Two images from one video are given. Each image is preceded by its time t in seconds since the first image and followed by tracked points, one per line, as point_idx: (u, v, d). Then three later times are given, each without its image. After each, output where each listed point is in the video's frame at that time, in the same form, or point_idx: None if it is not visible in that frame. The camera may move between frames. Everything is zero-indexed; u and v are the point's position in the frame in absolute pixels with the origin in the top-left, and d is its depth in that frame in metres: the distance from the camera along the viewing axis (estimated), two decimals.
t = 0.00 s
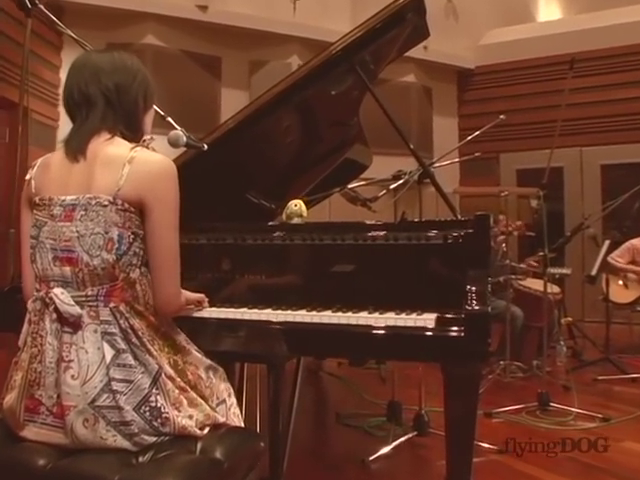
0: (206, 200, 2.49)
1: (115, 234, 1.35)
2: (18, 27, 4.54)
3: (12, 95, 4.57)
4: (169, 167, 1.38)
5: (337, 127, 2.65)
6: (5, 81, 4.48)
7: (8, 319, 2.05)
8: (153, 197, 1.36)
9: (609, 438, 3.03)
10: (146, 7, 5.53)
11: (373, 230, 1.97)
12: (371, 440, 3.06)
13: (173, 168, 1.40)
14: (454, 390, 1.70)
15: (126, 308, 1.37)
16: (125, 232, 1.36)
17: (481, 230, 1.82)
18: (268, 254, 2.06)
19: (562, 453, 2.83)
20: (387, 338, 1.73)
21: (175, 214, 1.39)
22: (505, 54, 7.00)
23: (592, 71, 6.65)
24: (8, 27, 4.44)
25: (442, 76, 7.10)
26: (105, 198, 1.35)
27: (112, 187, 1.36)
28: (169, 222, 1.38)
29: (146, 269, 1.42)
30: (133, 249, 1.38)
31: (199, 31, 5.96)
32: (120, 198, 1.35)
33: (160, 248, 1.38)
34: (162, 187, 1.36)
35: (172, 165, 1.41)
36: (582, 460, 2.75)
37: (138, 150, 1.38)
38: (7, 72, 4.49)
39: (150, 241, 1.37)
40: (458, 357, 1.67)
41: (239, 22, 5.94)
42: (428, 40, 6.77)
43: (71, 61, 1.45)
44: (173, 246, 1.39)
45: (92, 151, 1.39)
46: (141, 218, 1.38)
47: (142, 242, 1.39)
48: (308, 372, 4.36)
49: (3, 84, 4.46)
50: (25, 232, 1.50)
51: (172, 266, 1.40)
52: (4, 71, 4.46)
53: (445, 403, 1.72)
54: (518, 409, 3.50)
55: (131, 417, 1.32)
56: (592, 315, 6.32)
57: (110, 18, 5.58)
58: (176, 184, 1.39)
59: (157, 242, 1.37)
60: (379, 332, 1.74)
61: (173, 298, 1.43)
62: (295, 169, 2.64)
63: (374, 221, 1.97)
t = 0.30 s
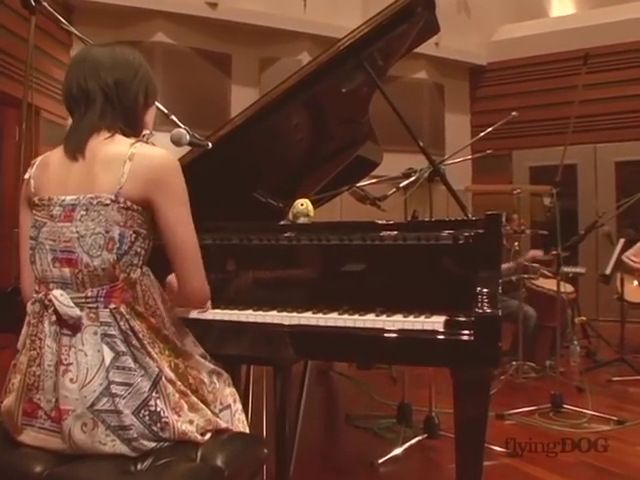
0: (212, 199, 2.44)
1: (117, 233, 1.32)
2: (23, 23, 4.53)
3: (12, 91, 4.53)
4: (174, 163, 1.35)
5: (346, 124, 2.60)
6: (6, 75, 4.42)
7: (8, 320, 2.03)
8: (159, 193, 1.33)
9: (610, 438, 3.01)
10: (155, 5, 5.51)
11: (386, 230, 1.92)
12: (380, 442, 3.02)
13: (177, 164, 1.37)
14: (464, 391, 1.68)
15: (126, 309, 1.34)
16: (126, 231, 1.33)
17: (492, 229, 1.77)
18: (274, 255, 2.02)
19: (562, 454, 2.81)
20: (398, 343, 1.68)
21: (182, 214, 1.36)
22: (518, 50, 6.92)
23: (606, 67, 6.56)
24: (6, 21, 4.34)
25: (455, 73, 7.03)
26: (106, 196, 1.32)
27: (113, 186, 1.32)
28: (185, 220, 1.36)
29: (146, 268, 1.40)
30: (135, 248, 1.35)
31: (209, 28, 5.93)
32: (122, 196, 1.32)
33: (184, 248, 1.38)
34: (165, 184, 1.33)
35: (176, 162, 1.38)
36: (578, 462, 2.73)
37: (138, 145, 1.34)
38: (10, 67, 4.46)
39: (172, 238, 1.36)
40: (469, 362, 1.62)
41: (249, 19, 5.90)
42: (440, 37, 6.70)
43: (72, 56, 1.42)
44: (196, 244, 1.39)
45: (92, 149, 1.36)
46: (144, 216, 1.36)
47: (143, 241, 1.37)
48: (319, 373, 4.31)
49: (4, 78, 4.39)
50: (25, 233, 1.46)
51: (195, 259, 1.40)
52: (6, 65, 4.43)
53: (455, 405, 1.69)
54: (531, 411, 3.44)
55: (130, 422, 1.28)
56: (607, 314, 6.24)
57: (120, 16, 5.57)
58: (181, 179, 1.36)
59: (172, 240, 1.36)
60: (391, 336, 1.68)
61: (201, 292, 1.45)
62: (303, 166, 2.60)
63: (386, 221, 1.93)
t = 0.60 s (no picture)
0: (218, 199, 2.40)
1: (120, 233, 1.29)
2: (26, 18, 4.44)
3: (15, 87, 4.40)
4: (179, 162, 1.31)
5: (358, 124, 2.56)
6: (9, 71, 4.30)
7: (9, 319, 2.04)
8: (161, 192, 1.29)
9: (606, 437, 3.03)
10: (167, 4, 5.49)
11: (399, 231, 1.88)
12: (391, 445, 2.98)
13: (182, 164, 1.33)
14: (476, 394, 1.61)
15: (128, 311, 1.31)
16: (130, 231, 1.30)
17: (504, 229, 1.75)
18: (282, 256, 1.98)
19: (562, 453, 2.82)
20: (412, 348, 1.63)
21: (183, 215, 1.32)
22: (533, 48, 6.83)
23: (622, 64, 6.46)
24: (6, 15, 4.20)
25: (468, 71, 6.96)
26: (109, 196, 1.29)
27: (117, 184, 1.29)
28: (179, 218, 1.31)
29: (149, 270, 1.36)
30: (138, 249, 1.32)
31: (220, 27, 5.90)
32: (126, 195, 1.29)
33: (175, 249, 1.32)
34: (168, 183, 1.29)
35: (181, 161, 1.35)
36: (563, 459, 2.76)
37: (142, 145, 1.31)
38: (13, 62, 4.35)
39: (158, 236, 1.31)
40: (480, 369, 1.59)
41: (261, 17, 5.88)
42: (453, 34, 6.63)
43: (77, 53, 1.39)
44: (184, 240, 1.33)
45: (94, 149, 1.33)
46: (148, 216, 1.32)
47: (148, 242, 1.33)
48: (332, 373, 4.28)
49: (5, 73, 4.24)
50: (26, 233, 1.44)
51: (181, 254, 1.33)
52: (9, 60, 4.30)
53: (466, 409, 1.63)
54: (546, 414, 3.38)
55: (131, 426, 1.26)
56: (623, 314, 6.15)
57: (132, 16, 5.56)
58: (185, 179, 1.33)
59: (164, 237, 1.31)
60: (404, 340, 1.64)
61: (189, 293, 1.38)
62: (314, 165, 2.56)
63: (399, 222, 1.88)
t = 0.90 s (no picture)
0: (228, 199, 2.37)
1: (120, 234, 1.28)
2: (32, 13, 4.17)
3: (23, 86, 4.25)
4: (182, 163, 1.30)
5: (372, 123, 2.53)
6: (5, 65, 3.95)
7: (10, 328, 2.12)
8: (161, 193, 1.27)
9: (606, 437, 3.04)
10: (180, 4, 5.48)
11: (415, 233, 1.84)
12: (405, 448, 2.95)
13: (185, 165, 1.32)
14: (488, 398, 1.57)
15: (128, 314, 1.29)
16: (130, 233, 1.28)
17: (517, 232, 1.70)
18: (292, 257, 1.94)
19: (562, 454, 2.83)
20: (430, 352, 1.59)
21: (183, 216, 1.30)
22: (550, 45, 6.75)
23: None
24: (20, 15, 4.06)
25: (484, 69, 6.90)
26: (110, 196, 1.27)
27: (117, 185, 1.27)
28: (177, 223, 1.29)
29: (152, 273, 1.35)
30: (138, 251, 1.30)
31: (234, 26, 5.88)
32: (127, 196, 1.27)
33: (167, 252, 1.29)
34: (170, 185, 1.27)
35: (183, 161, 1.33)
36: (562, 458, 2.77)
37: (146, 146, 1.30)
38: (20, 60, 4.10)
39: (157, 242, 1.29)
40: (492, 375, 1.55)
41: (275, 17, 5.85)
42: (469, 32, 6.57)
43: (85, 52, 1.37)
44: (181, 251, 1.30)
45: (95, 151, 1.31)
46: (149, 216, 1.30)
47: (149, 243, 1.32)
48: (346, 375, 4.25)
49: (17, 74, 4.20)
50: (26, 235, 1.43)
51: (179, 264, 1.30)
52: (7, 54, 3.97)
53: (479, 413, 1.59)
54: (563, 418, 3.32)
55: (134, 432, 1.24)
56: None
57: (146, 16, 5.57)
58: (187, 181, 1.31)
59: (164, 242, 1.29)
60: (421, 345, 1.59)
61: (183, 300, 1.34)
62: (328, 165, 2.52)
63: (415, 223, 1.84)
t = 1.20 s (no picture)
0: (245, 200, 2.34)
1: (131, 235, 1.24)
2: (46, 13, 4.23)
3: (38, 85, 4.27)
4: (195, 164, 1.26)
5: (391, 122, 2.48)
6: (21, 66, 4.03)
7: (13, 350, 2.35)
8: (172, 194, 1.24)
9: (629, 443, 2.97)
10: (199, 5, 5.48)
11: (436, 233, 1.78)
12: (423, 452, 2.90)
13: (198, 166, 1.28)
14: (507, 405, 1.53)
15: (139, 317, 1.26)
16: (141, 235, 1.25)
17: (537, 233, 1.65)
18: (307, 259, 1.91)
19: (562, 454, 2.83)
20: (453, 358, 1.54)
21: (194, 218, 1.26)
22: (574, 41, 6.61)
23: None
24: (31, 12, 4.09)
25: (506, 67, 6.81)
26: (120, 197, 1.24)
27: (128, 186, 1.24)
28: (188, 224, 1.25)
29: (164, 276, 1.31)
30: (149, 253, 1.27)
31: (252, 26, 5.86)
32: (137, 197, 1.24)
33: (178, 255, 1.25)
34: (182, 186, 1.24)
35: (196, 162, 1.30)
36: (577, 461, 2.75)
37: (157, 146, 1.26)
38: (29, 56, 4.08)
39: (168, 245, 1.25)
40: (512, 380, 1.50)
41: (293, 16, 5.83)
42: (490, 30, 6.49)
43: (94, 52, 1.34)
44: (193, 255, 1.27)
45: (107, 152, 1.28)
46: (160, 218, 1.27)
47: (160, 246, 1.28)
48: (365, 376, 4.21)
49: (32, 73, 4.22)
50: (40, 234, 1.41)
51: (191, 268, 1.27)
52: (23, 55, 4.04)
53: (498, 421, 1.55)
54: (586, 422, 3.25)
55: (142, 435, 1.22)
56: None
57: (165, 16, 5.58)
58: (199, 182, 1.27)
59: (175, 245, 1.25)
60: (443, 349, 1.55)
61: (193, 303, 1.30)
62: (346, 165, 2.49)
63: (437, 223, 1.78)
